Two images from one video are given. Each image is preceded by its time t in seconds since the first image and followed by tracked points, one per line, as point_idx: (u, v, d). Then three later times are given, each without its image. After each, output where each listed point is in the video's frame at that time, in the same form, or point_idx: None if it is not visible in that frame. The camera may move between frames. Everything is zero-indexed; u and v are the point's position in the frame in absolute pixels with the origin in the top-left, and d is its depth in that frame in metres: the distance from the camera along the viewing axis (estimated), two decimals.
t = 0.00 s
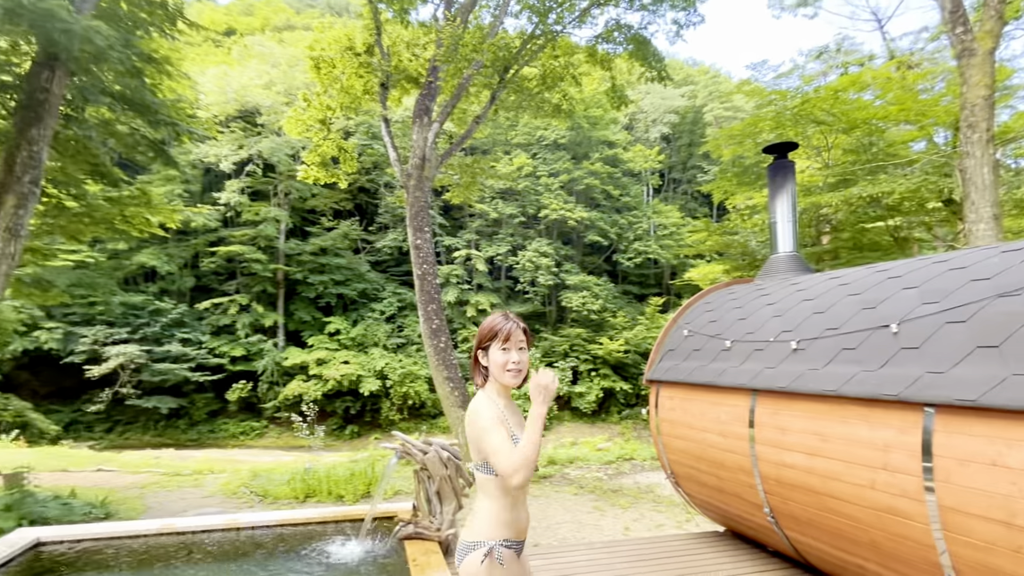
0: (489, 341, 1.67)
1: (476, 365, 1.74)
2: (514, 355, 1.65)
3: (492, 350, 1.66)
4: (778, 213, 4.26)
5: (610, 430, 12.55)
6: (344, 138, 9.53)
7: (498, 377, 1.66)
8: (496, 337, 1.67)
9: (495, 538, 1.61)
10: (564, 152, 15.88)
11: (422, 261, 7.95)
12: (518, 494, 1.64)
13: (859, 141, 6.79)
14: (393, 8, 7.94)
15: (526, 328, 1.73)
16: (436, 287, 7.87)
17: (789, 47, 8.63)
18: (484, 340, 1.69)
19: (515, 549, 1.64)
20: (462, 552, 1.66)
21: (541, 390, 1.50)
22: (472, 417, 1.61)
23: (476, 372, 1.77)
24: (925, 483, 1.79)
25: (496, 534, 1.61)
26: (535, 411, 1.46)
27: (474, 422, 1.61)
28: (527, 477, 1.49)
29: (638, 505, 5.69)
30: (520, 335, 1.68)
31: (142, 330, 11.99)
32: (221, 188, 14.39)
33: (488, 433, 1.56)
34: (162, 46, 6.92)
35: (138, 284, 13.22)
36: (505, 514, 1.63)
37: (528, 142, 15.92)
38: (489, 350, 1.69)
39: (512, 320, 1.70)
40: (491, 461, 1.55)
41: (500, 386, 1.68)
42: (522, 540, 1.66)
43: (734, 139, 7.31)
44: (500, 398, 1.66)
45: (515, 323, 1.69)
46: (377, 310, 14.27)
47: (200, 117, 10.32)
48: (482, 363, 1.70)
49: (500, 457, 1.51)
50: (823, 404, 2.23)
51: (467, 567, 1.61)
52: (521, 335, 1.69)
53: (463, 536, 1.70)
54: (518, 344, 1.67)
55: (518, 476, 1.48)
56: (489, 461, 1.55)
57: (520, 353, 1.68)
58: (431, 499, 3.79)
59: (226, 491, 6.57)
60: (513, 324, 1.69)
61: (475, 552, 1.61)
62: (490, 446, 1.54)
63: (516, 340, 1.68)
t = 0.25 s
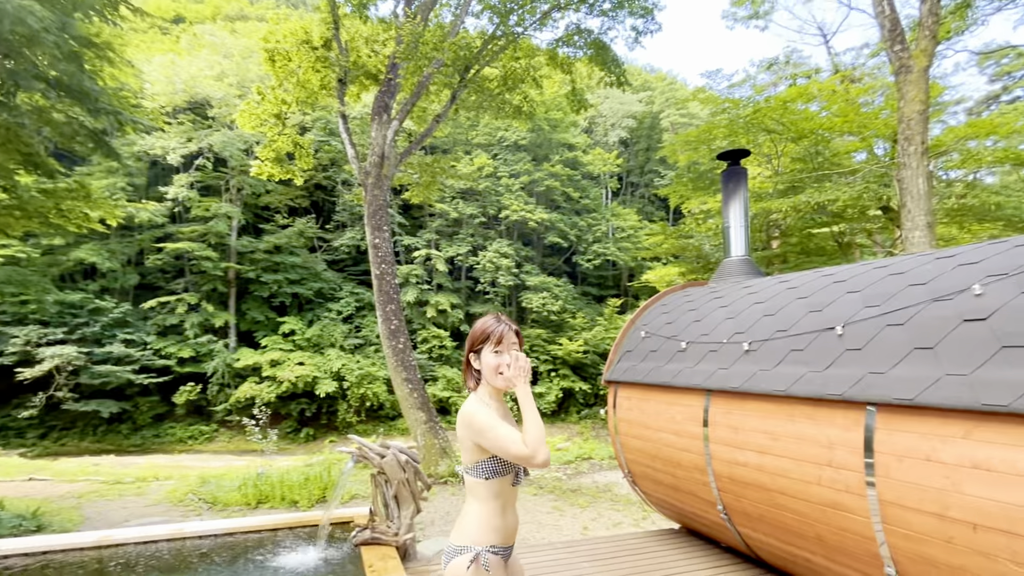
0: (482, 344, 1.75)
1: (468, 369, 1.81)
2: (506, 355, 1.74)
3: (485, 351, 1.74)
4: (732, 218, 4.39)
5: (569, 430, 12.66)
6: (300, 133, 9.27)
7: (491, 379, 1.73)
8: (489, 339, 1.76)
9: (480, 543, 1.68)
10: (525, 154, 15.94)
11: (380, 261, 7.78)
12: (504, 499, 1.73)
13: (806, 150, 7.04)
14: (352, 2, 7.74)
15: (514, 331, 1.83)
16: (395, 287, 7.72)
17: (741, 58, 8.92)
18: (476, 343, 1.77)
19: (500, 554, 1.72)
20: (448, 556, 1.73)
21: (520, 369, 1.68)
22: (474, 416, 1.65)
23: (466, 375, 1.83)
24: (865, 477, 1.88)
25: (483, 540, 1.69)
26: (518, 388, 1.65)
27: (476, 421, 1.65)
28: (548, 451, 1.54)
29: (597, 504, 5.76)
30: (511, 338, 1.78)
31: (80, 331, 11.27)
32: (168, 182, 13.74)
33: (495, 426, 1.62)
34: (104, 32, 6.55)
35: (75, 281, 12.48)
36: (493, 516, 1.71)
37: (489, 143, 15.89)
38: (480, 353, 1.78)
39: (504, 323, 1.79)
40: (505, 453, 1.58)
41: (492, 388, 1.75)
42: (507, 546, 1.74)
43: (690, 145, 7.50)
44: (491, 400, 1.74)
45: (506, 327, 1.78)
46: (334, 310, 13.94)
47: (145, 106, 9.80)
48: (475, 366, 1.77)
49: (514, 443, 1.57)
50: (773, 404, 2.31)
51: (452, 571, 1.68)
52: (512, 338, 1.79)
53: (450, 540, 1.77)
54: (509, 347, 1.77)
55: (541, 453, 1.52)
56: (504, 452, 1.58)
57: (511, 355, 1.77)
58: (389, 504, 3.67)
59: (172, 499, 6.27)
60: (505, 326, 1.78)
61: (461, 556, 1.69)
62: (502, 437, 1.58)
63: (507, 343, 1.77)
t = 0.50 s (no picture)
0: (478, 350, 1.78)
1: (465, 375, 1.84)
2: (502, 361, 1.76)
3: (481, 357, 1.77)
4: (695, 221, 4.48)
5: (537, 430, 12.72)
6: (263, 128, 9.04)
7: (487, 384, 1.76)
8: (485, 345, 1.79)
9: (479, 545, 1.72)
10: (493, 154, 15.93)
11: (346, 260, 7.62)
12: (504, 502, 1.76)
13: (766, 156, 7.28)
14: None
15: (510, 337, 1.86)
16: (360, 287, 7.59)
17: (705, 64, 9.14)
18: (473, 349, 1.80)
19: (499, 555, 1.75)
20: (447, 555, 1.77)
21: (515, 374, 1.72)
22: (473, 422, 1.68)
23: (465, 381, 1.86)
24: (822, 474, 1.94)
25: (482, 542, 1.72)
26: (516, 393, 1.69)
27: (475, 427, 1.68)
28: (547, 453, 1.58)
29: (564, 503, 5.80)
30: (506, 343, 1.81)
31: (24, 331, 10.67)
32: (121, 176, 13.16)
33: (494, 432, 1.65)
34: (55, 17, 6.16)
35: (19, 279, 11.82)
36: (494, 518, 1.74)
37: (457, 142, 15.81)
38: (477, 358, 1.81)
39: (499, 328, 1.83)
40: (505, 458, 1.61)
41: (489, 393, 1.78)
42: (506, 548, 1.78)
43: (655, 149, 7.63)
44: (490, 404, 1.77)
45: (501, 332, 1.81)
46: (298, 310, 13.63)
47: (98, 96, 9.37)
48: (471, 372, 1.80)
49: (512, 447, 1.60)
50: (734, 403, 2.36)
51: (451, 570, 1.72)
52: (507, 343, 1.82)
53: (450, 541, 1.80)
54: (504, 352, 1.80)
55: (540, 457, 1.56)
56: (503, 456, 1.61)
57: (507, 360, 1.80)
58: (353, 508, 3.60)
59: (125, 506, 6.00)
60: (500, 331, 1.80)
61: (461, 557, 1.72)
62: (501, 441, 1.62)
63: (502, 348, 1.81)
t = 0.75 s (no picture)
0: (473, 348, 1.79)
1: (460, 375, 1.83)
2: (497, 358, 1.77)
3: (476, 356, 1.77)
4: (657, 223, 4.55)
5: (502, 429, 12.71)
6: (220, 121, 8.74)
7: (485, 381, 1.76)
8: (480, 343, 1.80)
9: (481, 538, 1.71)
10: (459, 153, 15.85)
11: (306, 258, 7.43)
12: (501, 496, 1.76)
13: (727, 161, 7.44)
14: None
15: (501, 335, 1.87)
16: (322, 286, 7.41)
17: (668, 69, 9.31)
18: (467, 348, 1.80)
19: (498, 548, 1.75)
20: (447, 552, 1.75)
21: (510, 372, 1.72)
22: (472, 419, 1.68)
23: (460, 380, 1.86)
24: (775, 471, 1.99)
25: (482, 536, 1.72)
26: (514, 391, 1.68)
27: (474, 424, 1.68)
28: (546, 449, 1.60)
29: (527, 503, 5.81)
30: (500, 341, 1.82)
31: None
32: (66, 167, 12.48)
33: (494, 428, 1.65)
34: None
35: None
36: (492, 513, 1.74)
37: (422, 140, 15.65)
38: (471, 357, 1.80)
39: (491, 327, 1.84)
40: (505, 453, 1.61)
41: (486, 390, 1.78)
42: (505, 540, 1.78)
43: (620, 151, 7.73)
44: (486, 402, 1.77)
45: (494, 330, 1.82)
46: (257, 309, 13.23)
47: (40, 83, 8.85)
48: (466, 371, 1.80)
49: (513, 444, 1.61)
50: (692, 402, 2.40)
51: (453, 566, 1.70)
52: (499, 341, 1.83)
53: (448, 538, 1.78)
54: (498, 349, 1.81)
55: (541, 451, 1.57)
56: (503, 453, 1.62)
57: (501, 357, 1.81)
58: (311, 512, 3.52)
59: (68, 514, 5.69)
60: (492, 329, 1.82)
61: (461, 551, 1.71)
62: (502, 438, 1.62)
63: (496, 345, 1.82)
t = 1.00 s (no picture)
0: (471, 346, 1.79)
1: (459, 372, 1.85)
2: (494, 357, 1.77)
3: (473, 354, 1.78)
4: (628, 224, 4.60)
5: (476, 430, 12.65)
6: (185, 116, 8.50)
7: (481, 380, 1.76)
8: (477, 342, 1.80)
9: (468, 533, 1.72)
10: (433, 152, 15.75)
11: (275, 256, 7.25)
12: (492, 493, 1.77)
13: (697, 163, 7.57)
14: None
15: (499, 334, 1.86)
16: (291, 285, 7.25)
17: (640, 72, 9.43)
18: (465, 345, 1.81)
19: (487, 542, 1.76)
20: (435, 551, 1.74)
21: (515, 375, 1.71)
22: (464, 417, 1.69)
23: (458, 378, 1.87)
24: (741, 469, 2.03)
25: (472, 531, 1.73)
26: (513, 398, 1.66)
27: (466, 423, 1.69)
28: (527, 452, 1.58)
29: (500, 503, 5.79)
30: (496, 340, 1.82)
31: None
32: (21, 160, 11.95)
33: (483, 429, 1.65)
34: None
35: None
36: (482, 510, 1.75)
37: (395, 139, 15.49)
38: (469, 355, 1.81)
39: (490, 326, 1.84)
40: (491, 455, 1.62)
41: (484, 389, 1.78)
42: (493, 535, 1.79)
43: (593, 153, 7.80)
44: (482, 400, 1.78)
45: (491, 330, 1.82)
46: (224, 309, 12.90)
47: None
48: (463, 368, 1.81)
49: (499, 448, 1.60)
50: (661, 401, 2.43)
51: (444, 563, 1.69)
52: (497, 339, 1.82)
53: (434, 537, 1.78)
54: (495, 348, 1.81)
55: (523, 459, 1.56)
56: (488, 456, 1.63)
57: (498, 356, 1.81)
58: (277, 516, 3.42)
59: (20, 522, 5.45)
60: (488, 327, 1.82)
61: (452, 546, 1.71)
62: (488, 442, 1.63)
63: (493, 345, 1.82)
